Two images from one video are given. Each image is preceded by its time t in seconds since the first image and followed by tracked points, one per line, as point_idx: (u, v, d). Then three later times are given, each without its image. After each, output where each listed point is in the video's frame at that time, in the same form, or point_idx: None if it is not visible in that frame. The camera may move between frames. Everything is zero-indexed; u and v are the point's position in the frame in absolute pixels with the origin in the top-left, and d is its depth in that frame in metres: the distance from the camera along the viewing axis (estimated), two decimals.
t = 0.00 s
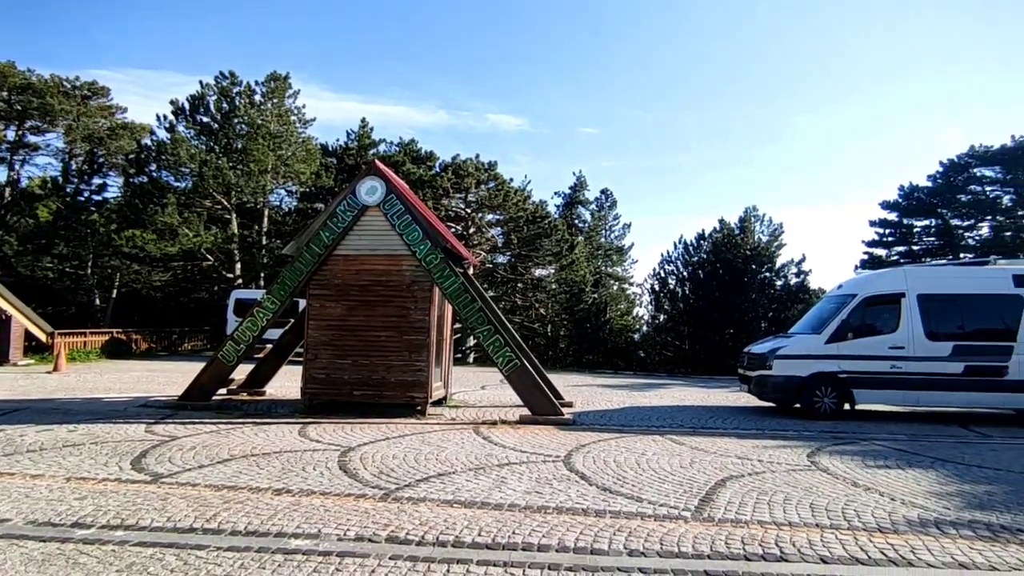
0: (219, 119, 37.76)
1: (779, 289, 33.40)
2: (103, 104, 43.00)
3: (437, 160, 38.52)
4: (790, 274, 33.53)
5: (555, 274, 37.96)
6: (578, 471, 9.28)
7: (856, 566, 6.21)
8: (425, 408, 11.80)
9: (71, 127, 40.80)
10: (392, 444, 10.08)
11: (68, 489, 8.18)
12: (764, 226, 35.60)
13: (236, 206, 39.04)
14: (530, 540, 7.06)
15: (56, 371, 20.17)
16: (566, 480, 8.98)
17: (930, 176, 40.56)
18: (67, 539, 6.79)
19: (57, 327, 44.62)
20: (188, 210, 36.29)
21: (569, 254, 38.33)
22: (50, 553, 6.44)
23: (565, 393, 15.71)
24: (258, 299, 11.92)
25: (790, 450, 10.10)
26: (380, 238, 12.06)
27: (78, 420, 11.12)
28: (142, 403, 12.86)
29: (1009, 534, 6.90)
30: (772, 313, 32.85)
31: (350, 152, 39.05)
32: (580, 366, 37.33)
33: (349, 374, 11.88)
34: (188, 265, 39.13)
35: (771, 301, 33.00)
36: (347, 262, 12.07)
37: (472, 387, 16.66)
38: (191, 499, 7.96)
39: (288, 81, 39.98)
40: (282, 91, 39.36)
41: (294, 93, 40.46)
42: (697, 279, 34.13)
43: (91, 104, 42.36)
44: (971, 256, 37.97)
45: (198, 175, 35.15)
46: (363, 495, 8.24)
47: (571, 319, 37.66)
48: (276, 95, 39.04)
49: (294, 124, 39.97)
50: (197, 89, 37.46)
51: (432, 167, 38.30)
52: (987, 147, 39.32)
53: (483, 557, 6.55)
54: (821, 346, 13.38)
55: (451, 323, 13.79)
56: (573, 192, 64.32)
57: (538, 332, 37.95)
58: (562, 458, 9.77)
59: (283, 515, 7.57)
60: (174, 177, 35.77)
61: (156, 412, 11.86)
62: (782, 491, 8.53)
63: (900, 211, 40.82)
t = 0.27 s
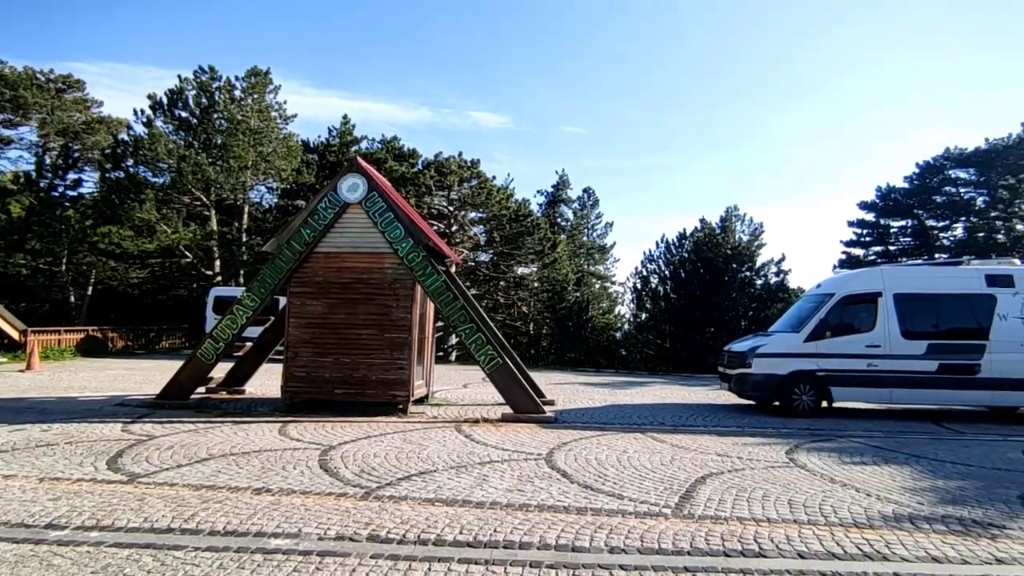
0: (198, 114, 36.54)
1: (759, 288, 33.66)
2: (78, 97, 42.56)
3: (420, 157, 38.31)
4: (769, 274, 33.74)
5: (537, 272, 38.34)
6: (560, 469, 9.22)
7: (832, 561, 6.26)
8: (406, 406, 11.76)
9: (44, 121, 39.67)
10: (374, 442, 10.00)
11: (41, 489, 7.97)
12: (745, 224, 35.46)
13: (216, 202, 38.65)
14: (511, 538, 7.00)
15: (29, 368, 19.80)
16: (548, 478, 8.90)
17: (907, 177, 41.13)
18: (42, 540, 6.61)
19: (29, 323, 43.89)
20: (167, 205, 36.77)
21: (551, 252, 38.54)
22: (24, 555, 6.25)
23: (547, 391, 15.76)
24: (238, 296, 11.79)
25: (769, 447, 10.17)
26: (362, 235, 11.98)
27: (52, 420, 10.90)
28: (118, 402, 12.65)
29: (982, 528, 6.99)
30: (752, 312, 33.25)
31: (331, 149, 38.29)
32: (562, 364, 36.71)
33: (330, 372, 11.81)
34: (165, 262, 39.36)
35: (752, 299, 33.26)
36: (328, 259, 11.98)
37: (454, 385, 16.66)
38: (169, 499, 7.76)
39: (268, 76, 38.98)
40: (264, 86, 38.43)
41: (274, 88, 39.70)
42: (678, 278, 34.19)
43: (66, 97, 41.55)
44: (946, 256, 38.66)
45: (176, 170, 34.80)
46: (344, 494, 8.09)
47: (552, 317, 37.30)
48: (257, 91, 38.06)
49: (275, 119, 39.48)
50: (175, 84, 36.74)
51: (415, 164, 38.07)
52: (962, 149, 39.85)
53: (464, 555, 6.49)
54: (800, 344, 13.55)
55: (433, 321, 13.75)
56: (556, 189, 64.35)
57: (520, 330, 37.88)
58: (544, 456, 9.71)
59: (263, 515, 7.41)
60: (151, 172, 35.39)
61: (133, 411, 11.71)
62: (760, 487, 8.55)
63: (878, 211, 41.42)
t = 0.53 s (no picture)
0: (183, 109, 36.36)
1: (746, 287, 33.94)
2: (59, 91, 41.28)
3: (408, 155, 38.09)
4: (755, 273, 34.03)
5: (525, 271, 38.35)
6: (548, 467, 8.72)
7: (816, 555, 5.98)
8: (395, 404, 11.70)
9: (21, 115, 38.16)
10: (360, 441, 9.61)
11: (21, 489, 7.58)
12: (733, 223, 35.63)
13: (201, 199, 38.30)
14: (501, 535, 6.54)
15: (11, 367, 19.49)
16: (536, 475, 8.37)
17: (891, 178, 41.70)
18: (17, 542, 6.12)
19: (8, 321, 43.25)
20: (151, 202, 36.47)
21: (540, 250, 38.40)
22: None
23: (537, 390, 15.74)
24: (223, 294, 11.67)
25: (755, 444, 10.12)
26: (350, 233, 11.91)
27: (31, 420, 10.67)
28: (100, 402, 12.43)
29: (960, 523, 6.74)
30: (738, 311, 33.40)
31: (319, 146, 37.91)
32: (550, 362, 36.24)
33: (318, 370, 11.73)
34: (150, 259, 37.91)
35: (739, 298, 33.48)
36: (315, 257, 11.89)
37: (443, 384, 16.56)
38: (152, 499, 7.21)
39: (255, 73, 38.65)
40: (250, 81, 38.14)
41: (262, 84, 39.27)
42: (666, 276, 34.18)
43: (46, 91, 39.61)
44: (929, 255, 39.24)
45: (160, 166, 34.37)
46: (331, 492, 7.50)
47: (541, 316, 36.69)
48: (243, 87, 37.80)
49: (261, 116, 39.06)
50: (160, 79, 36.26)
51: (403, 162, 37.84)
52: (944, 150, 40.49)
53: (452, 553, 6.07)
54: (786, 343, 13.71)
55: (422, 319, 13.72)
56: (545, 188, 64.26)
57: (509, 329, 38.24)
58: (532, 455, 9.24)
59: (249, 513, 6.90)
60: (134, 169, 35.12)
61: (117, 410, 11.50)
62: (745, 483, 8.13)
63: (862, 211, 41.98)
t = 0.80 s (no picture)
0: (163, 105, 36.20)
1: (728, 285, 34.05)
2: (34, 86, 40.73)
3: (392, 153, 38.01)
4: (739, 273, 34.00)
5: (509, 270, 38.16)
6: (533, 464, 8.69)
7: (795, 550, 6.03)
8: (378, 403, 11.68)
9: None
10: (345, 440, 9.55)
11: None
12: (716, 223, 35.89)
13: (181, 196, 37.83)
14: (482, 532, 6.54)
15: None
16: (520, 473, 8.33)
17: (870, 178, 42.21)
18: None
19: None
20: (130, 200, 35.80)
21: (524, 249, 38.52)
22: None
23: (520, 388, 15.79)
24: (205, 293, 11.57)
25: (734, 441, 10.18)
26: (333, 231, 11.85)
27: (7, 420, 10.51)
28: (77, 401, 12.25)
29: (934, 516, 6.82)
30: (721, 309, 33.58)
31: (302, 144, 37.73)
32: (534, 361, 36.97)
33: (300, 369, 11.66)
34: (130, 257, 36.82)
35: (721, 296, 33.59)
36: (298, 255, 11.82)
37: (426, 382, 16.56)
38: (133, 499, 7.12)
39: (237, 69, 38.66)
40: (230, 78, 38.00)
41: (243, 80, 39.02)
42: (650, 275, 34.29)
43: (21, 86, 39.25)
44: (907, 255, 39.71)
45: (139, 163, 34.00)
46: (315, 492, 7.39)
47: (526, 315, 37.36)
48: (224, 83, 37.57)
49: (243, 112, 38.73)
50: (139, 74, 35.92)
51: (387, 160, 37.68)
52: (922, 151, 41.11)
53: (437, 549, 6.06)
54: (767, 340, 13.85)
55: (405, 318, 13.69)
56: (531, 187, 64.31)
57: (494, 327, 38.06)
58: (516, 452, 9.25)
59: (233, 513, 6.85)
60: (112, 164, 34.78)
61: (96, 410, 11.37)
62: (727, 480, 8.11)
63: (842, 211, 42.47)
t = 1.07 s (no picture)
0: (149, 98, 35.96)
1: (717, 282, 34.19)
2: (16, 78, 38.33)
3: (383, 149, 37.73)
4: (727, 269, 34.17)
5: (500, 266, 38.14)
6: (521, 460, 8.45)
7: (778, 542, 5.93)
8: (368, 400, 11.63)
9: None
10: (333, 438, 9.46)
11: None
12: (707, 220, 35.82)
13: (167, 192, 37.36)
14: (470, 528, 6.26)
15: None
16: (509, 468, 8.07)
17: (857, 177, 43.03)
18: None
19: None
20: (114, 195, 35.24)
21: (513, 247, 38.58)
22: None
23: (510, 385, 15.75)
24: (192, 290, 11.46)
25: (724, 436, 10.23)
26: (322, 228, 11.78)
27: None
28: (59, 401, 12.05)
29: (912, 507, 6.70)
30: (710, 306, 33.68)
31: (292, 139, 37.38)
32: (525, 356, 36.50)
33: (289, 366, 11.60)
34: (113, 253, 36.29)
35: (710, 293, 33.73)
36: (287, 252, 11.74)
37: (415, 379, 16.47)
38: (117, 497, 6.83)
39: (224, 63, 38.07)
40: (218, 72, 37.52)
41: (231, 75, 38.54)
42: (640, 272, 34.35)
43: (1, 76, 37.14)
44: (891, 252, 40.18)
45: (124, 158, 33.49)
46: (303, 489, 7.18)
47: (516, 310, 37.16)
48: (211, 77, 37.10)
49: (231, 107, 38.25)
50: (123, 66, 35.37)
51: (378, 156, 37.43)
52: (906, 150, 42.08)
53: (423, 545, 5.85)
54: (754, 337, 14.03)
55: (395, 315, 13.66)
56: (521, 183, 64.27)
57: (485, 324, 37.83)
58: (506, 449, 9.10)
59: (219, 510, 6.54)
60: (96, 160, 34.25)
61: (80, 409, 11.17)
62: (713, 474, 7.88)
63: (830, 209, 43.24)
